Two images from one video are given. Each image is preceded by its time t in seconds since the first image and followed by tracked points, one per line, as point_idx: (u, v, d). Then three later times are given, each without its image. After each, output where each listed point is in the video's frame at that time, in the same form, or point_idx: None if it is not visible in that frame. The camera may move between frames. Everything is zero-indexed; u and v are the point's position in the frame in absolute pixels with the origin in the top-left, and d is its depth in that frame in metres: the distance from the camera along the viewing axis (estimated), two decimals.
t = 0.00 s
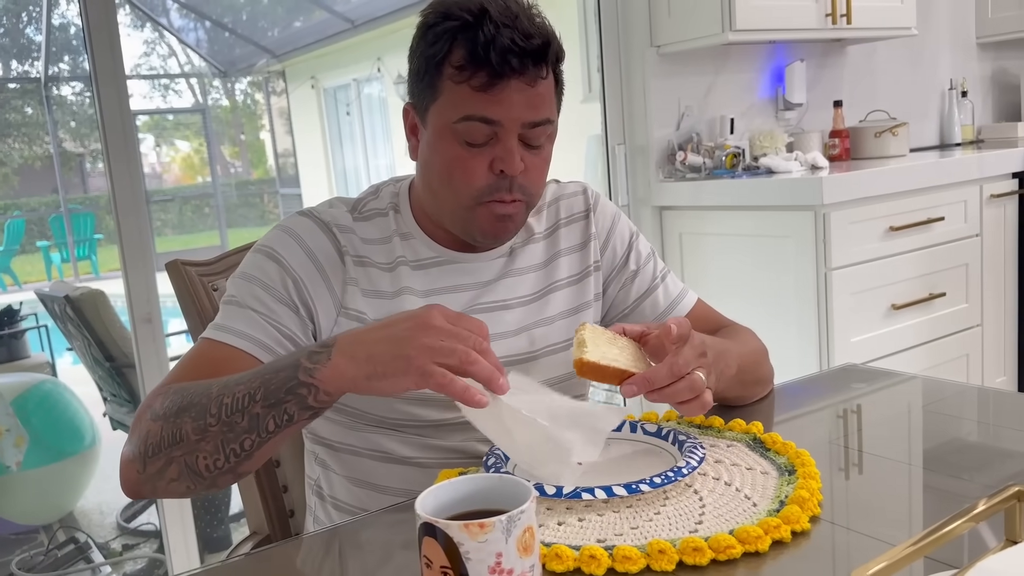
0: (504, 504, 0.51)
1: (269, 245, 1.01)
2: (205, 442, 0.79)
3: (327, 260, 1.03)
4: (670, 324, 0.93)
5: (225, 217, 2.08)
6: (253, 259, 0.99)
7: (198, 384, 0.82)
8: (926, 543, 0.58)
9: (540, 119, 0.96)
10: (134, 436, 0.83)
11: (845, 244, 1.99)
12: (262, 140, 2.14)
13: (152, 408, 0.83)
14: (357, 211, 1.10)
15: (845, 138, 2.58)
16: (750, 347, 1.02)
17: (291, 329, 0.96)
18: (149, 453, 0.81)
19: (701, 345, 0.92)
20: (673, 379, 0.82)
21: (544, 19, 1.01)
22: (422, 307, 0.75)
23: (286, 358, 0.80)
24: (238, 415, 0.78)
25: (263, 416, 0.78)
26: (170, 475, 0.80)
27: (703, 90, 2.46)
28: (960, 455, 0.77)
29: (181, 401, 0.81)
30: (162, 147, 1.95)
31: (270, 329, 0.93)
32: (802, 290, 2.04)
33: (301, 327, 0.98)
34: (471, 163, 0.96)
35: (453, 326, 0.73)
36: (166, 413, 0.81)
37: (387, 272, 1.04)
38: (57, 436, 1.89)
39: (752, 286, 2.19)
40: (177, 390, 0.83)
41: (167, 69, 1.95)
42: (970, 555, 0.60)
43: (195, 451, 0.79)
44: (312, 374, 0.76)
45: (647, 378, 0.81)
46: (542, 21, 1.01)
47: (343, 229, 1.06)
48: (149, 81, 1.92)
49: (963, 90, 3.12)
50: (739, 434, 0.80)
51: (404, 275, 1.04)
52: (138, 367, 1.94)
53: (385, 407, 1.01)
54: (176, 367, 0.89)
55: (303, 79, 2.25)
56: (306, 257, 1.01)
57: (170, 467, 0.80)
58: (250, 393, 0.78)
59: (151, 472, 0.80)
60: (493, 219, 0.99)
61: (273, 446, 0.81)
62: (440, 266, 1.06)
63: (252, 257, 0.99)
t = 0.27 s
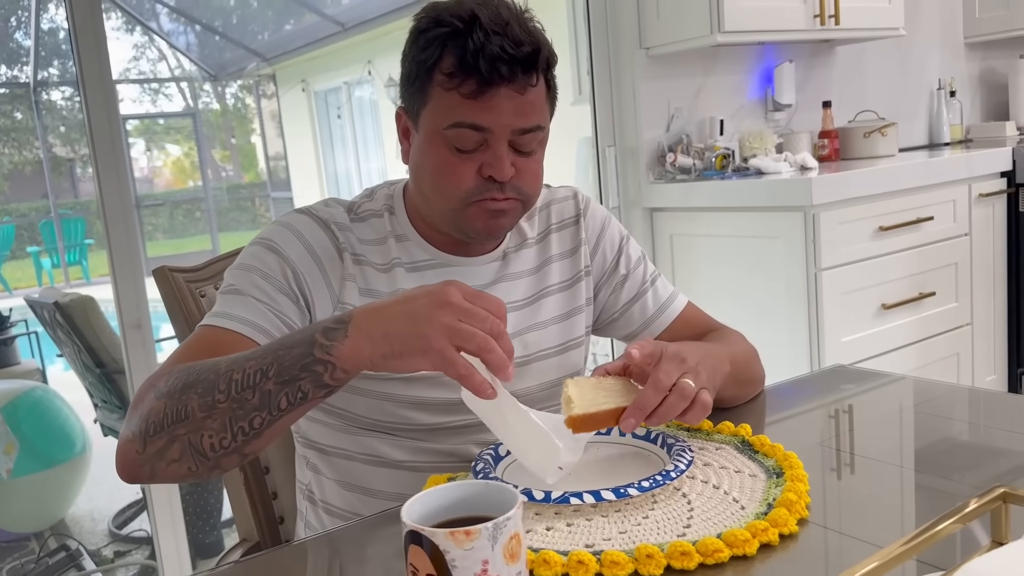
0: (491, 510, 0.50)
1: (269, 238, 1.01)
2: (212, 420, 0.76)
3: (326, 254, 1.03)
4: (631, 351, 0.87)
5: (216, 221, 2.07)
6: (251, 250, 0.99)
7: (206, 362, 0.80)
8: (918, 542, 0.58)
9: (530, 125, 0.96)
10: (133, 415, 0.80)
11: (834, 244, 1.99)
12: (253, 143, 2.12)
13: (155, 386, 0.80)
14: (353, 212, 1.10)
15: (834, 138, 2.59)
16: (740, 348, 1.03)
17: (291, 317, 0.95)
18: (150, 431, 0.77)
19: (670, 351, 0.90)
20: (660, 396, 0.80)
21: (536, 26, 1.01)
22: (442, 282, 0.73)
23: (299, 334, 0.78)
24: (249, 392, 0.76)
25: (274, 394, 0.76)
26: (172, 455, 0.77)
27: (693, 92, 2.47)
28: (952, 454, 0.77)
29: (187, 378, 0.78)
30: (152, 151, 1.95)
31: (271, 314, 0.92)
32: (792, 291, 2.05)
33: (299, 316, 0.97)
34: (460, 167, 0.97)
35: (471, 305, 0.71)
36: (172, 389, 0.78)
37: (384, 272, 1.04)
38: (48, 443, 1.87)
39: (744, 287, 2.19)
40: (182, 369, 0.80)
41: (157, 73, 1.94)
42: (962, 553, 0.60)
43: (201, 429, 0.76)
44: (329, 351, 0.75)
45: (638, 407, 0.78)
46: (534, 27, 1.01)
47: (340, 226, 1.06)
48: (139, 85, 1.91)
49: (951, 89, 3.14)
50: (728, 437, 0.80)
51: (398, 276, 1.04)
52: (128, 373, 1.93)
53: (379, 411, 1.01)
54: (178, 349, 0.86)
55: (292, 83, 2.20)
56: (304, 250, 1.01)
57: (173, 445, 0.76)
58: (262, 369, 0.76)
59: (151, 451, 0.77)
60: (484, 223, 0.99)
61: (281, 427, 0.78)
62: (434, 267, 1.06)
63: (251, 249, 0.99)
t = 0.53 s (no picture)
0: (473, 519, 0.50)
1: (259, 237, 1.00)
2: (213, 428, 0.73)
3: (315, 253, 1.02)
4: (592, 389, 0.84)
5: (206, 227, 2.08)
6: (239, 250, 0.98)
7: (209, 366, 0.77)
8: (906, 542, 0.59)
9: (519, 129, 0.96)
10: (132, 411, 0.78)
11: (822, 245, 2.00)
12: (242, 146, 2.11)
13: (155, 385, 0.77)
14: (341, 216, 1.09)
15: (821, 139, 2.60)
16: (723, 352, 1.03)
17: (284, 316, 0.94)
18: (149, 431, 0.75)
19: (637, 371, 0.88)
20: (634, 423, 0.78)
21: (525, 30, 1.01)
22: (453, 303, 0.70)
23: (306, 350, 0.74)
24: (252, 405, 0.73)
25: (279, 410, 0.72)
26: (168, 459, 0.74)
27: (680, 94, 2.48)
28: (940, 454, 0.78)
29: (189, 382, 0.75)
30: (142, 155, 1.94)
31: (262, 310, 0.91)
32: (780, 292, 2.06)
33: (292, 314, 0.96)
34: (450, 170, 0.97)
35: (483, 335, 0.68)
36: (173, 391, 0.75)
37: (370, 276, 1.04)
38: (35, 450, 1.86)
39: (732, 289, 2.19)
40: (184, 370, 0.77)
41: (146, 77, 1.94)
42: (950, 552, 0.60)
43: (200, 436, 0.73)
44: (337, 375, 0.71)
45: (616, 437, 0.76)
46: (523, 32, 1.01)
47: (327, 227, 1.05)
48: (127, 89, 1.91)
49: (937, 90, 3.15)
50: (712, 441, 0.80)
51: (385, 280, 1.03)
52: (115, 380, 1.91)
53: (363, 415, 1.00)
54: (176, 348, 0.84)
55: (281, 86, 2.18)
56: (294, 249, 1.00)
57: (170, 449, 0.74)
58: (268, 384, 0.73)
59: (147, 452, 0.74)
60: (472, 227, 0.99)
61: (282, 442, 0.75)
62: (420, 272, 1.06)
63: (239, 249, 0.98)
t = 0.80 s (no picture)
0: (455, 527, 0.50)
1: (247, 249, 0.99)
2: (214, 460, 0.72)
3: (303, 262, 1.01)
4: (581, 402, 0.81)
5: (196, 229, 2.05)
6: (227, 262, 0.97)
7: (208, 395, 0.76)
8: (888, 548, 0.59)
9: (508, 139, 0.96)
10: (132, 437, 0.76)
11: (810, 246, 2.01)
12: (233, 149, 2.10)
13: (154, 412, 0.76)
14: (326, 222, 1.09)
15: (809, 140, 2.61)
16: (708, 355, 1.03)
17: (276, 328, 0.93)
18: (149, 460, 0.74)
19: (622, 375, 0.87)
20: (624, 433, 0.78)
21: (519, 40, 1.01)
22: (444, 333, 0.69)
23: (304, 385, 0.73)
24: (253, 439, 0.72)
25: (281, 444, 0.72)
26: (171, 488, 0.74)
27: (668, 96, 2.48)
28: (929, 452, 0.79)
29: (189, 413, 0.74)
30: (131, 158, 1.93)
31: (253, 324, 0.90)
32: (769, 293, 2.06)
33: (284, 325, 0.96)
34: (438, 177, 0.97)
35: (473, 365, 0.67)
36: (173, 421, 0.74)
37: (357, 282, 1.04)
38: (24, 455, 1.84)
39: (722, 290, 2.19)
40: (183, 399, 0.76)
41: (136, 80, 1.93)
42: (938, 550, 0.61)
43: (202, 468, 0.73)
44: (337, 412, 0.71)
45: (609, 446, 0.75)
46: (518, 43, 1.01)
47: (314, 234, 1.05)
48: (117, 92, 1.90)
49: (924, 91, 3.17)
50: (697, 445, 0.80)
51: (371, 286, 1.04)
52: (102, 386, 1.90)
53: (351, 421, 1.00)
54: (171, 371, 0.83)
55: (270, 89, 2.16)
56: (281, 257, 0.99)
57: (173, 479, 0.73)
58: (269, 419, 0.72)
59: (150, 480, 0.74)
60: (457, 233, 0.99)
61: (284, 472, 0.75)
62: (407, 277, 1.06)
63: (227, 260, 0.97)
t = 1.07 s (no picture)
0: (444, 530, 0.50)
1: (225, 258, 0.98)
2: (210, 476, 0.73)
3: (282, 266, 1.01)
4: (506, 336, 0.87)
5: (187, 230, 2.05)
6: (204, 270, 0.97)
7: (199, 411, 0.76)
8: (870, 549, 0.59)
9: (476, 133, 0.97)
10: (124, 457, 0.76)
11: (799, 246, 2.02)
12: (224, 149, 2.09)
13: (145, 432, 0.76)
14: (303, 224, 1.09)
15: (799, 141, 2.62)
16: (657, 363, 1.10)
17: (259, 334, 0.94)
18: (144, 480, 0.73)
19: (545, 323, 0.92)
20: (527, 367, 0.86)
21: (483, 34, 1.02)
22: (428, 338, 0.69)
23: (296, 397, 0.73)
24: (248, 453, 0.72)
25: (277, 456, 0.72)
26: (168, 506, 0.74)
27: (659, 97, 2.49)
28: (920, 445, 0.81)
29: (181, 431, 0.74)
30: (122, 159, 1.93)
31: (236, 333, 0.91)
32: (759, 293, 2.07)
33: (266, 330, 0.96)
34: (409, 175, 0.97)
35: (458, 371, 0.68)
36: (165, 440, 0.74)
37: (336, 284, 1.03)
38: (15, 458, 1.84)
39: (712, 290, 2.20)
40: (174, 417, 0.76)
41: (126, 81, 1.93)
42: (929, 549, 0.61)
43: (198, 485, 0.73)
44: (331, 423, 0.71)
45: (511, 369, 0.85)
46: (483, 35, 1.02)
47: (290, 236, 1.05)
48: (109, 93, 1.90)
49: (913, 91, 3.19)
50: (686, 446, 0.80)
51: (352, 287, 1.03)
52: (92, 388, 1.88)
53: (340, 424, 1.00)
54: (157, 389, 0.83)
55: (261, 90, 2.15)
56: (259, 264, 0.99)
57: (170, 498, 0.73)
58: (263, 433, 0.72)
59: (146, 500, 0.74)
60: (433, 232, 0.99)
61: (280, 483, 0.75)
62: (387, 279, 1.05)
63: (204, 269, 0.97)
